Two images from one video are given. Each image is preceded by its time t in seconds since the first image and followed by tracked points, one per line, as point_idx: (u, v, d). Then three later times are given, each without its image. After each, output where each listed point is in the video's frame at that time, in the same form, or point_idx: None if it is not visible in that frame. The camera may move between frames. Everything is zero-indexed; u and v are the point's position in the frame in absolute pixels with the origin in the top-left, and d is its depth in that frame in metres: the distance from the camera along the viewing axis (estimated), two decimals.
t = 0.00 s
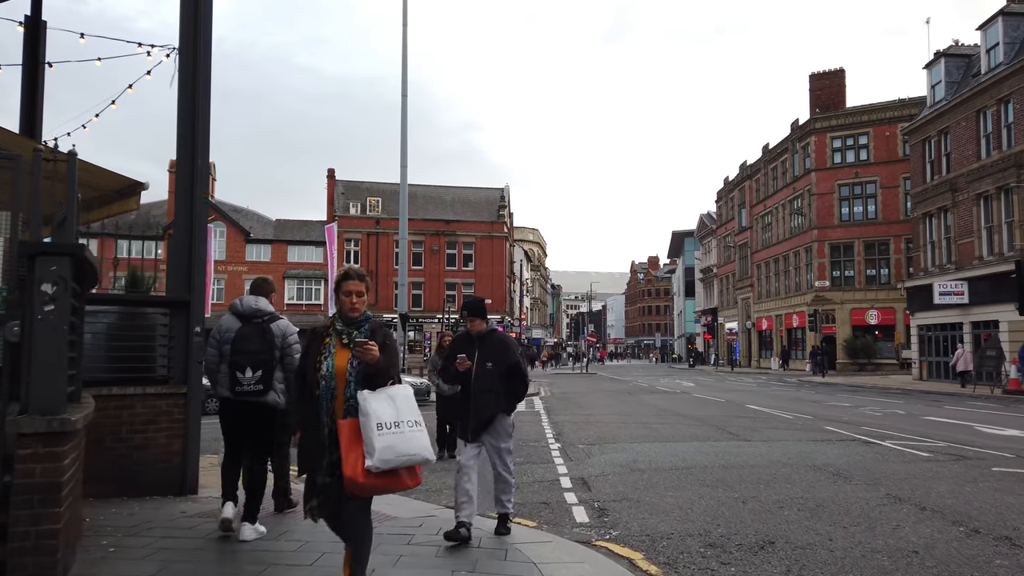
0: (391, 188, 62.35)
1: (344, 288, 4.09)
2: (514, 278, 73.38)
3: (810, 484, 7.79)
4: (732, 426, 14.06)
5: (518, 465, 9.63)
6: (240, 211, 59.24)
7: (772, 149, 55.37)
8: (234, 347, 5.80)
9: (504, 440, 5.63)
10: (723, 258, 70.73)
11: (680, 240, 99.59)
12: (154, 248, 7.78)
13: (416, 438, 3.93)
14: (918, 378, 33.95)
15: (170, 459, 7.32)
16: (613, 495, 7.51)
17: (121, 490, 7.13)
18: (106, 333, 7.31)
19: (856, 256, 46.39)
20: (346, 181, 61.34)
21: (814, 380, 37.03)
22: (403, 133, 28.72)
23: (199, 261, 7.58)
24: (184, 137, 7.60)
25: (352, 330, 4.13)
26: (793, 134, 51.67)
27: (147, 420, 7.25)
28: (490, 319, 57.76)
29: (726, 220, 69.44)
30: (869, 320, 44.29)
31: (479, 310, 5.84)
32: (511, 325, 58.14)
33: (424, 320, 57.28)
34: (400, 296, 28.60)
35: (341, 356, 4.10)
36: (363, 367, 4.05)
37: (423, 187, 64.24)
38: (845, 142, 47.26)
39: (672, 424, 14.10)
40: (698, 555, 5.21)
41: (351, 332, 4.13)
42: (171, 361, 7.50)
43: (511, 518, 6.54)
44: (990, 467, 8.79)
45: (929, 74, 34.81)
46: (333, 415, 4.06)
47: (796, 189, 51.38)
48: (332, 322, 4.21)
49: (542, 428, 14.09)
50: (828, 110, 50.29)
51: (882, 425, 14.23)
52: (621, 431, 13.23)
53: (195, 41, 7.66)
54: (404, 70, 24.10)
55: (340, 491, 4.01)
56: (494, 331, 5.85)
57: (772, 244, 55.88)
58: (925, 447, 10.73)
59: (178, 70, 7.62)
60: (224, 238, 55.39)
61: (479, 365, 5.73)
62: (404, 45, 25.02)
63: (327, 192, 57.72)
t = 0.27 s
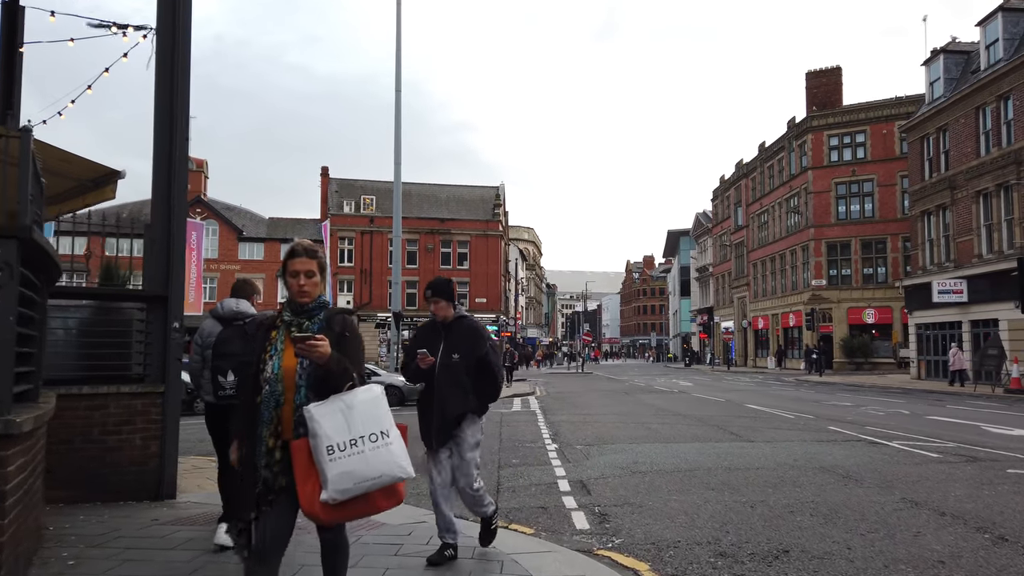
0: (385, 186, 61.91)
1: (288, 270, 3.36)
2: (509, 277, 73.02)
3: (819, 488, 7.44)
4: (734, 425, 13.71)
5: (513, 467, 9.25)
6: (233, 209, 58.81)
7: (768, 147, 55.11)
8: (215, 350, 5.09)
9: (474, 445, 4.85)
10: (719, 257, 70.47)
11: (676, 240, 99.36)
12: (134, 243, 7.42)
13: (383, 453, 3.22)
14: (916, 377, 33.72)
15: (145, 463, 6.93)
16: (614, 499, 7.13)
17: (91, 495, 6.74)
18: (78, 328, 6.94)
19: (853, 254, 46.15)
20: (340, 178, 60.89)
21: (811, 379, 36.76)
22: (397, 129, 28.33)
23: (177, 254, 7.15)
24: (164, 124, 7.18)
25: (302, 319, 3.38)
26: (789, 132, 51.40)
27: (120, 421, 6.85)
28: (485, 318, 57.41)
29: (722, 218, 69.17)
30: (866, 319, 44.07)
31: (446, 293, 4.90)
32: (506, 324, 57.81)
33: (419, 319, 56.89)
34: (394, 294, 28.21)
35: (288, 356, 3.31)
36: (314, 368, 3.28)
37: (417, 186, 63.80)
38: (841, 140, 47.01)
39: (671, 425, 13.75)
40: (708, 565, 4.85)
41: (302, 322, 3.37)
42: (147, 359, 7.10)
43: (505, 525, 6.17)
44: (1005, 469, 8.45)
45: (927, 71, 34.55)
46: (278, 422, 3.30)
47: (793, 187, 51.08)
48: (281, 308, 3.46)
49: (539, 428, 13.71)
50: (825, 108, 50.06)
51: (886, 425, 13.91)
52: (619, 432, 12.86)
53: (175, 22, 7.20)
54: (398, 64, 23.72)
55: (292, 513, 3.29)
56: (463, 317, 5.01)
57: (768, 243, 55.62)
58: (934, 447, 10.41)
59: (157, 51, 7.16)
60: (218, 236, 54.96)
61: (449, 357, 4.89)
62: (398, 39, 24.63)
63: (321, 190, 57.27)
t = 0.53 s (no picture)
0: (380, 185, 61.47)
1: (186, 242, 2.88)
2: (505, 276, 72.65)
3: (831, 497, 7.08)
4: (736, 429, 13.37)
5: (509, 475, 8.87)
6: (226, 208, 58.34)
7: (765, 146, 54.79)
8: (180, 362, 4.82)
9: (436, 466, 4.07)
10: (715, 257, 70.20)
11: (672, 239, 99.05)
12: (108, 240, 6.98)
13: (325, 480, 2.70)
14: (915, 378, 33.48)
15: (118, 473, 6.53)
16: (618, 511, 6.74)
17: (59, 508, 6.29)
18: (49, 329, 6.54)
19: (850, 254, 45.88)
20: (334, 177, 60.41)
21: (809, 380, 36.46)
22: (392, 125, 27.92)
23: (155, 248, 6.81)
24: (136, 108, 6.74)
25: (215, 312, 2.84)
26: (787, 131, 51.11)
27: (91, 428, 6.45)
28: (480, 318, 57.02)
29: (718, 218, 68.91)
30: (864, 319, 43.84)
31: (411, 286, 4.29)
32: (502, 324, 57.48)
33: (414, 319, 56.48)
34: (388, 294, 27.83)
35: (192, 359, 2.77)
36: (226, 375, 2.75)
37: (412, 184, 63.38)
38: (839, 139, 46.71)
39: (671, 428, 13.40)
40: None
41: (210, 314, 2.84)
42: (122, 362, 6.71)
43: (502, 541, 5.76)
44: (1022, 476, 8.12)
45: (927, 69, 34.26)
46: (176, 444, 2.74)
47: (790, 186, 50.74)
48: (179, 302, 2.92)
49: (535, 432, 13.32)
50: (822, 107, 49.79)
51: (891, 429, 13.58)
52: (618, 435, 12.49)
53: None
54: (392, 60, 23.30)
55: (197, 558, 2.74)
56: (429, 315, 4.33)
57: (765, 242, 55.30)
58: (945, 452, 10.07)
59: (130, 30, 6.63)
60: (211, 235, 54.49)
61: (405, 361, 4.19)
62: (392, 34, 24.23)
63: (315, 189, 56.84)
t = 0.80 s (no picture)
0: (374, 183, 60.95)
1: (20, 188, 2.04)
2: (500, 276, 72.18)
3: (847, 503, 6.70)
4: (739, 429, 12.99)
5: (505, 478, 8.46)
6: (219, 206, 57.79)
7: (762, 144, 54.46)
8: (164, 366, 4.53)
9: (373, 483, 3.19)
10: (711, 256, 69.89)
11: (668, 238, 98.74)
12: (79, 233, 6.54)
13: (221, 496, 1.86)
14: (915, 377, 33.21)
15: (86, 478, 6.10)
16: (621, 518, 6.33)
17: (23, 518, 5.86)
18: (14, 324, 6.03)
19: (848, 253, 45.56)
20: (328, 175, 59.93)
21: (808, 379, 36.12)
22: (387, 120, 27.46)
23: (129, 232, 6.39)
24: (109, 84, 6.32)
25: (61, 286, 2.01)
26: (784, 129, 50.77)
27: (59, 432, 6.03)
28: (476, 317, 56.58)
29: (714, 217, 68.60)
30: (862, 318, 43.55)
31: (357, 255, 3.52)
32: (497, 323, 57.07)
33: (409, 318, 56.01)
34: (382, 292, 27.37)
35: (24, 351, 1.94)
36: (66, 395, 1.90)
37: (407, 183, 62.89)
38: (837, 137, 46.38)
39: (673, 428, 13.02)
40: None
41: (54, 292, 2.00)
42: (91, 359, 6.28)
43: (499, 553, 5.33)
44: None
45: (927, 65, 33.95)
46: None
47: (788, 184, 50.40)
48: (6, 268, 2.07)
49: (533, 433, 12.93)
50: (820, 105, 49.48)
51: (898, 429, 13.23)
52: (618, 436, 12.10)
53: None
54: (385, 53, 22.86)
55: None
56: (379, 288, 3.49)
57: (762, 241, 55.00)
58: (959, 454, 9.71)
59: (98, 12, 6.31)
60: (203, 234, 53.93)
61: (346, 346, 3.31)
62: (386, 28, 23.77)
63: (309, 187, 56.32)
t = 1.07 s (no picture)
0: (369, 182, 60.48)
1: None
2: (496, 275, 71.73)
3: (867, 515, 6.33)
4: (742, 433, 12.65)
5: (504, 487, 8.07)
6: (212, 205, 57.27)
7: (760, 143, 54.13)
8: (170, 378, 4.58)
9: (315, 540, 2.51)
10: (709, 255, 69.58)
11: (666, 238, 98.39)
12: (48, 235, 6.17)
13: None
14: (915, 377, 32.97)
15: (56, 491, 5.74)
16: (629, 532, 5.94)
17: None
18: None
19: (847, 252, 45.25)
20: (323, 174, 59.47)
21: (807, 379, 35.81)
22: (383, 117, 26.99)
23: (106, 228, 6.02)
24: (84, 72, 5.98)
25: None
26: (782, 127, 50.42)
27: (27, 440, 5.69)
28: (472, 317, 56.18)
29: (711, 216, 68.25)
30: (861, 318, 43.27)
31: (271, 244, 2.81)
32: (494, 323, 56.65)
33: (404, 318, 55.57)
34: (377, 292, 26.99)
35: None
36: None
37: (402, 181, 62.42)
38: (835, 136, 46.04)
39: (675, 432, 12.65)
40: None
41: None
42: (62, 362, 5.87)
43: (499, 573, 4.95)
44: None
45: (928, 63, 33.64)
46: None
47: (786, 183, 50.04)
48: None
49: (531, 437, 12.54)
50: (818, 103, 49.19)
51: (907, 432, 12.87)
52: (619, 441, 11.74)
53: None
54: (380, 51, 22.51)
55: None
56: (301, 284, 2.77)
57: (759, 241, 54.69)
58: (974, 460, 9.38)
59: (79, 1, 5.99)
60: (196, 232, 53.50)
61: (257, 361, 2.58)
62: (382, 23, 23.37)
63: (303, 185, 55.89)
